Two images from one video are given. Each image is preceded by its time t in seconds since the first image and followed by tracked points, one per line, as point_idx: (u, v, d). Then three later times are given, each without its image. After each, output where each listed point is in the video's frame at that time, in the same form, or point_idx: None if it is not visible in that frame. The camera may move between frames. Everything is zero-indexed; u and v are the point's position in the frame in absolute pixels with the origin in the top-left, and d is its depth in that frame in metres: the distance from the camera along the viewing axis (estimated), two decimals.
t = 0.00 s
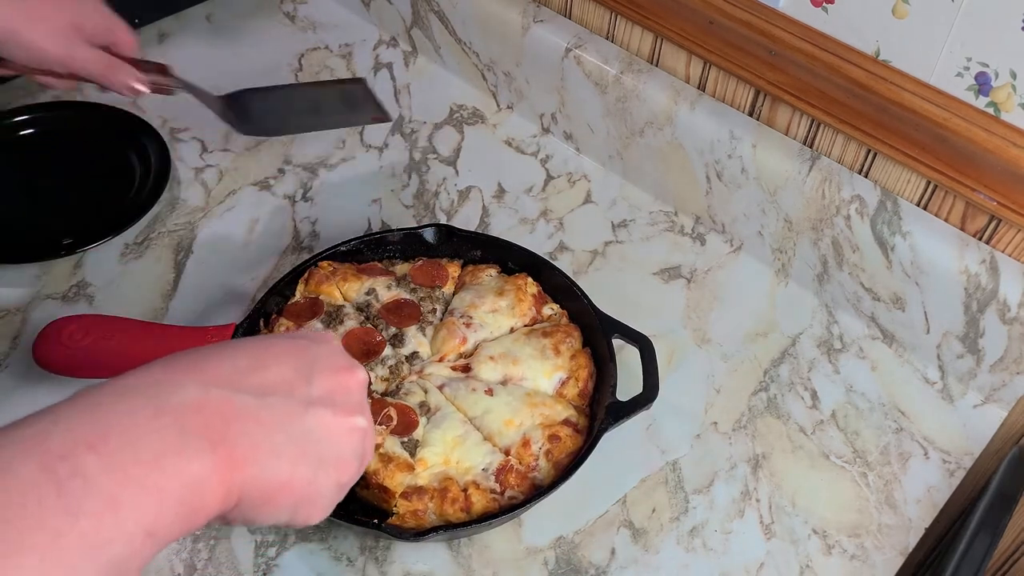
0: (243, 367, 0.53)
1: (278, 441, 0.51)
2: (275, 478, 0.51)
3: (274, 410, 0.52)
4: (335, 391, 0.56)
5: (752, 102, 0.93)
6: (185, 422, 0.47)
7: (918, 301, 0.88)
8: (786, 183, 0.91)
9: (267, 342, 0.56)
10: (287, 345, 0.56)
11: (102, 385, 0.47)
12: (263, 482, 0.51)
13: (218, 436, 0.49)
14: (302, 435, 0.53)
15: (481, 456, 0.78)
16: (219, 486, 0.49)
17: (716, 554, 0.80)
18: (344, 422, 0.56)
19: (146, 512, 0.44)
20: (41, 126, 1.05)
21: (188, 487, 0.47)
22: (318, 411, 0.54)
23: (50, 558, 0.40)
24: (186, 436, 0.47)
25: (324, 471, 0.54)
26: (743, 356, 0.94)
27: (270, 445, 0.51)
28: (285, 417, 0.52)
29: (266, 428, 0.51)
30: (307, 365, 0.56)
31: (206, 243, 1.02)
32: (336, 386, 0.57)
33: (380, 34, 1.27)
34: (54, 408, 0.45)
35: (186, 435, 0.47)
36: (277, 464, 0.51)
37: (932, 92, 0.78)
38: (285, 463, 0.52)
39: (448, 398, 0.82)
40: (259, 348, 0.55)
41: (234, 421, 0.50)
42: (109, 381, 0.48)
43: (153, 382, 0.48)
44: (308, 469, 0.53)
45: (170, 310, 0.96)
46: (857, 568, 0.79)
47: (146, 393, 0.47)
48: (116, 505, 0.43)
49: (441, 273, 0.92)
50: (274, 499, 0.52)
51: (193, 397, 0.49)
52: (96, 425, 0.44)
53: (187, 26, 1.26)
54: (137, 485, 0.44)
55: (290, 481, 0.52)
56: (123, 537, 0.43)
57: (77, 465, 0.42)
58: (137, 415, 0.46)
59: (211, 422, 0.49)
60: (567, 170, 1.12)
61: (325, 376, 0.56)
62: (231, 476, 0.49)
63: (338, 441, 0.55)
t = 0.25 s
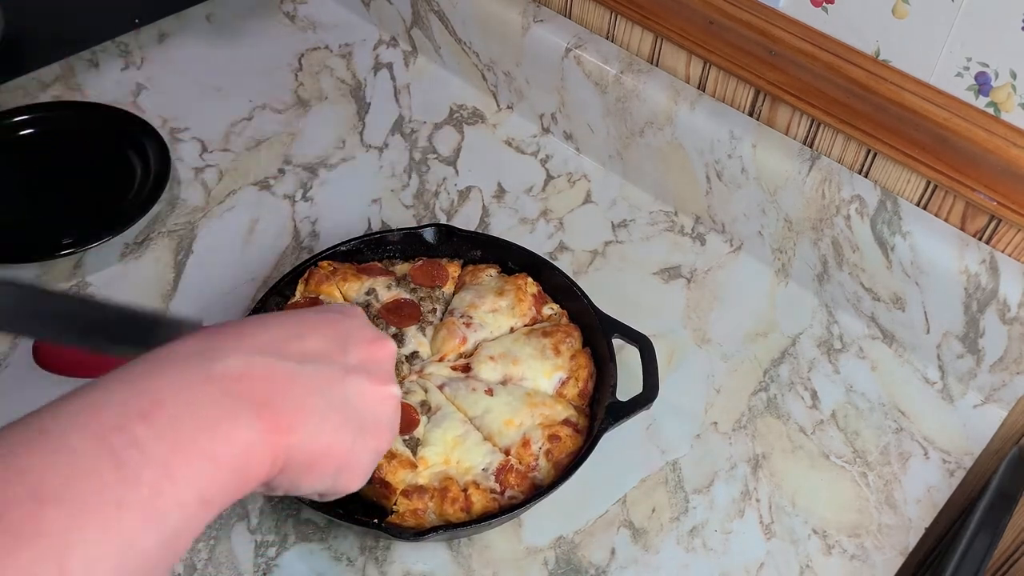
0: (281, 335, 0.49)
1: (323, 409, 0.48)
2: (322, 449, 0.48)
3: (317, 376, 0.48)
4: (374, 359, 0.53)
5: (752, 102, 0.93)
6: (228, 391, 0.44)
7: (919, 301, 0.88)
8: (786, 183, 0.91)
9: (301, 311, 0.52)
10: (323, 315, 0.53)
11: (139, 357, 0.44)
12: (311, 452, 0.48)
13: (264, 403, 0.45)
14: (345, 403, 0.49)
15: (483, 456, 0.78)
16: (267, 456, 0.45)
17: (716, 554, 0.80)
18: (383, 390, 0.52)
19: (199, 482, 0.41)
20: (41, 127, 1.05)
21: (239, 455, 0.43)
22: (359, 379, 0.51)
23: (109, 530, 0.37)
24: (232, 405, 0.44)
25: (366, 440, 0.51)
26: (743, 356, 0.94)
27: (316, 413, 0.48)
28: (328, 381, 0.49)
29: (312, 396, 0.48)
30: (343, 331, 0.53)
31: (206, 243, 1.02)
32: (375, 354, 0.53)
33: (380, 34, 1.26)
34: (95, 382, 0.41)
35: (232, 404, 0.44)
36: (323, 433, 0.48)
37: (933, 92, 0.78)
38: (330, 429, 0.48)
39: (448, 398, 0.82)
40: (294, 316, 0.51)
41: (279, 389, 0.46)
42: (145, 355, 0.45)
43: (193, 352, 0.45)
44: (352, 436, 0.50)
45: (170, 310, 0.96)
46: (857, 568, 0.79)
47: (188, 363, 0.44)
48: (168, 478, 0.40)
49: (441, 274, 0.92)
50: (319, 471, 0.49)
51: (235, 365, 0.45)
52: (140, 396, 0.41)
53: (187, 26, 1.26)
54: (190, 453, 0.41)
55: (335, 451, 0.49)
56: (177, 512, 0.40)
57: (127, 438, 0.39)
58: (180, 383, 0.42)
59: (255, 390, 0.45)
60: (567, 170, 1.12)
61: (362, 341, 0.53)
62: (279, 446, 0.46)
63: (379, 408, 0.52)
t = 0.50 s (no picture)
0: (316, 300, 0.50)
1: (356, 369, 0.49)
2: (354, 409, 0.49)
3: (352, 338, 0.50)
4: (404, 327, 0.53)
5: (752, 102, 0.93)
6: (267, 349, 0.45)
7: (918, 301, 0.88)
8: (786, 183, 0.91)
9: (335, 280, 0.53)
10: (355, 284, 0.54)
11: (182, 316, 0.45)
12: (344, 412, 0.49)
13: (300, 361, 0.47)
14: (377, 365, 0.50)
15: (483, 456, 0.78)
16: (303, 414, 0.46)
17: (716, 554, 0.80)
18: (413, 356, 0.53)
19: (240, 434, 0.43)
20: (41, 127, 1.05)
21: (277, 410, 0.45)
22: (390, 343, 0.52)
23: (157, 474, 0.39)
24: (270, 362, 0.45)
25: (396, 404, 0.52)
26: (743, 356, 0.94)
27: (349, 374, 0.49)
28: (364, 343, 0.50)
29: (345, 358, 0.49)
30: (375, 299, 0.53)
31: (206, 243, 1.02)
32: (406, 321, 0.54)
33: (380, 34, 1.26)
34: (141, 338, 0.43)
35: (270, 361, 0.45)
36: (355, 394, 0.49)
37: (932, 92, 0.78)
38: (362, 390, 0.49)
39: (448, 397, 0.82)
40: (327, 285, 0.52)
41: (315, 348, 0.48)
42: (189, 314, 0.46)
43: (232, 313, 0.46)
44: (383, 399, 0.51)
45: (170, 309, 0.96)
46: (857, 568, 0.79)
47: (228, 321, 0.45)
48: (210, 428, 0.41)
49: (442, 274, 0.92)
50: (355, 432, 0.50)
51: (272, 325, 0.47)
52: (183, 350, 0.42)
53: (187, 26, 1.26)
54: (231, 405, 0.43)
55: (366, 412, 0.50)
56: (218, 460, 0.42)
57: (171, 388, 0.41)
58: (220, 339, 0.44)
59: (291, 348, 0.47)
60: (567, 170, 1.12)
61: (393, 309, 0.53)
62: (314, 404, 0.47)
63: (411, 372, 0.53)
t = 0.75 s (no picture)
0: (314, 271, 0.51)
1: (359, 330, 0.49)
2: (361, 369, 0.49)
3: (351, 301, 0.50)
4: (399, 295, 0.54)
5: (752, 102, 0.93)
6: (271, 310, 0.46)
7: (918, 301, 0.88)
8: (786, 183, 0.91)
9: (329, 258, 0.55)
10: (348, 260, 0.55)
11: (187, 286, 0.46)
12: (352, 372, 0.49)
13: (305, 322, 0.47)
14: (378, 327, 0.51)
15: (483, 456, 0.78)
16: (311, 372, 0.47)
17: (716, 554, 0.80)
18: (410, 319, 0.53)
19: (249, 389, 0.43)
20: (41, 127, 1.05)
21: (286, 368, 0.45)
22: (388, 308, 0.52)
23: (173, 421, 0.39)
24: (276, 321, 0.46)
25: (402, 366, 0.52)
26: (743, 356, 0.94)
27: (353, 333, 0.49)
28: (363, 307, 0.51)
29: (348, 319, 0.49)
30: (369, 270, 0.54)
31: (206, 243, 1.02)
32: (400, 290, 0.54)
33: (380, 34, 1.26)
34: (149, 304, 0.44)
35: (275, 320, 0.46)
36: (361, 353, 0.49)
37: (933, 92, 0.78)
38: (368, 350, 0.49)
39: (448, 397, 0.82)
40: (323, 261, 0.53)
41: (318, 311, 0.48)
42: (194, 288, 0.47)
43: (234, 281, 0.47)
44: (390, 360, 0.51)
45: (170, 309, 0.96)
46: (857, 568, 0.79)
47: (232, 287, 0.46)
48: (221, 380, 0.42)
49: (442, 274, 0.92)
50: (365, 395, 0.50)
51: (275, 290, 0.47)
52: (189, 311, 0.43)
53: (187, 26, 1.26)
54: (239, 360, 0.43)
55: (374, 373, 0.50)
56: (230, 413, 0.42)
57: (182, 343, 0.41)
58: (226, 301, 0.45)
59: (295, 310, 0.47)
60: (567, 170, 1.12)
61: (386, 279, 0.54)
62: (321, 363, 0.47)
63: (414, 336, 0.53)
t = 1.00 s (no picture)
0: (317, 248, 0.50)
1: (366, 304, 0.48)
2: (370, 342, 0.48)
3: (356, 276, 0.49)
4: (401, 273, 0.53)
5: (752, 102, 0.93)
6: (279, 281, 0.45)
7: (918, 301, 0.88)
8: (786, 183, 0.91)
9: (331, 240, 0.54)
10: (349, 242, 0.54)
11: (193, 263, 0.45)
12: (362, 346, 0.48)
13: (313, 293, 0.46)
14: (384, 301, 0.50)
15: (484, 457, 0.78)
16: (321, 343, 0.45)
17: (715, 554, 0.80)
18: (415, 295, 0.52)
19: (262, 357, 0.42)
20: (41, 127, 1.05)
21: (297, 337, 0.44)
22: (393, 284, 0.51)
23: (187, 387, 0.38)
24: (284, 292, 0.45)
25: (410, 341, 0.51)
26: (742, 356, 0.94)
27: (360, 306, 0.48)
28: (369, 281, 0.50)
29: (355, 292, 0.48)
30: (372, 250, 0.53)
31: (206, 243, 1.02)
32: (401, 269, 0.54)
33: (380, 34, 1.26)
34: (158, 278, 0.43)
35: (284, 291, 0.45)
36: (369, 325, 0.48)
37: (933, 92, 0.78)
38: (376, 322, 0.48)
39: (448, 397, 0.82)
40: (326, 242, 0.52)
41: (325, 283, 0.47)
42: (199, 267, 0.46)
43: (240, 257, 0.46)
44: (398, 333, 0.50)
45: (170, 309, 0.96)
46: (857, 568, 0.79)
47: (238, 262, 0.45)
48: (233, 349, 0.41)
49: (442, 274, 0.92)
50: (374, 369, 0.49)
51: (281, 264, 0.46)
52: (197, 283, 0.42)
53: (187, 26, 1.26)
54: (251, 329, 0.42)
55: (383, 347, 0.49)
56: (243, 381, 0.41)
57: (192, 311, 0.41)
58: (234, 273, 0.44)
59: (303, 283, 0.46)
60: (567, 170, 1.12)
61: (389, 257, 0.53)
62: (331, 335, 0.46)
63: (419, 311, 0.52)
